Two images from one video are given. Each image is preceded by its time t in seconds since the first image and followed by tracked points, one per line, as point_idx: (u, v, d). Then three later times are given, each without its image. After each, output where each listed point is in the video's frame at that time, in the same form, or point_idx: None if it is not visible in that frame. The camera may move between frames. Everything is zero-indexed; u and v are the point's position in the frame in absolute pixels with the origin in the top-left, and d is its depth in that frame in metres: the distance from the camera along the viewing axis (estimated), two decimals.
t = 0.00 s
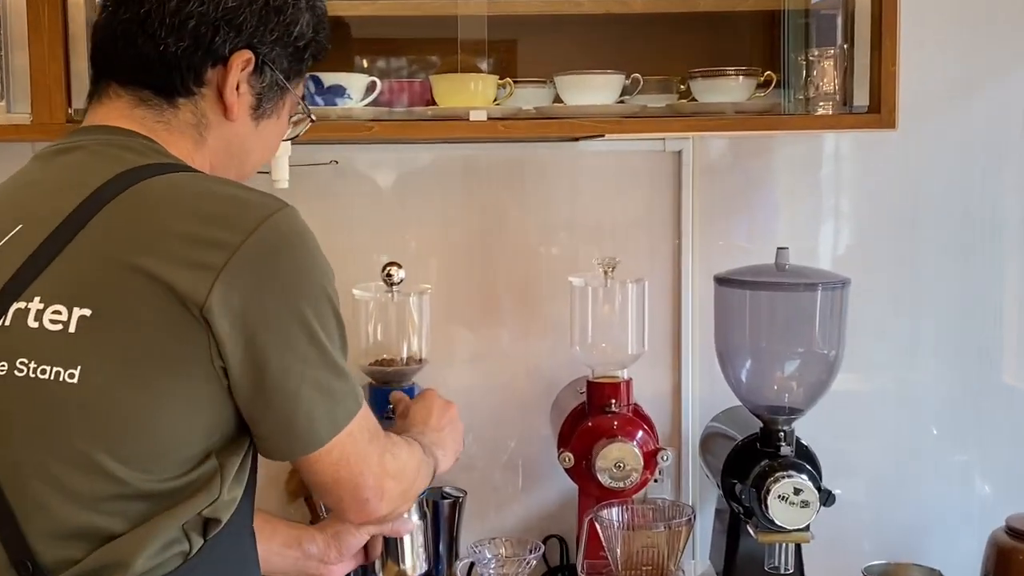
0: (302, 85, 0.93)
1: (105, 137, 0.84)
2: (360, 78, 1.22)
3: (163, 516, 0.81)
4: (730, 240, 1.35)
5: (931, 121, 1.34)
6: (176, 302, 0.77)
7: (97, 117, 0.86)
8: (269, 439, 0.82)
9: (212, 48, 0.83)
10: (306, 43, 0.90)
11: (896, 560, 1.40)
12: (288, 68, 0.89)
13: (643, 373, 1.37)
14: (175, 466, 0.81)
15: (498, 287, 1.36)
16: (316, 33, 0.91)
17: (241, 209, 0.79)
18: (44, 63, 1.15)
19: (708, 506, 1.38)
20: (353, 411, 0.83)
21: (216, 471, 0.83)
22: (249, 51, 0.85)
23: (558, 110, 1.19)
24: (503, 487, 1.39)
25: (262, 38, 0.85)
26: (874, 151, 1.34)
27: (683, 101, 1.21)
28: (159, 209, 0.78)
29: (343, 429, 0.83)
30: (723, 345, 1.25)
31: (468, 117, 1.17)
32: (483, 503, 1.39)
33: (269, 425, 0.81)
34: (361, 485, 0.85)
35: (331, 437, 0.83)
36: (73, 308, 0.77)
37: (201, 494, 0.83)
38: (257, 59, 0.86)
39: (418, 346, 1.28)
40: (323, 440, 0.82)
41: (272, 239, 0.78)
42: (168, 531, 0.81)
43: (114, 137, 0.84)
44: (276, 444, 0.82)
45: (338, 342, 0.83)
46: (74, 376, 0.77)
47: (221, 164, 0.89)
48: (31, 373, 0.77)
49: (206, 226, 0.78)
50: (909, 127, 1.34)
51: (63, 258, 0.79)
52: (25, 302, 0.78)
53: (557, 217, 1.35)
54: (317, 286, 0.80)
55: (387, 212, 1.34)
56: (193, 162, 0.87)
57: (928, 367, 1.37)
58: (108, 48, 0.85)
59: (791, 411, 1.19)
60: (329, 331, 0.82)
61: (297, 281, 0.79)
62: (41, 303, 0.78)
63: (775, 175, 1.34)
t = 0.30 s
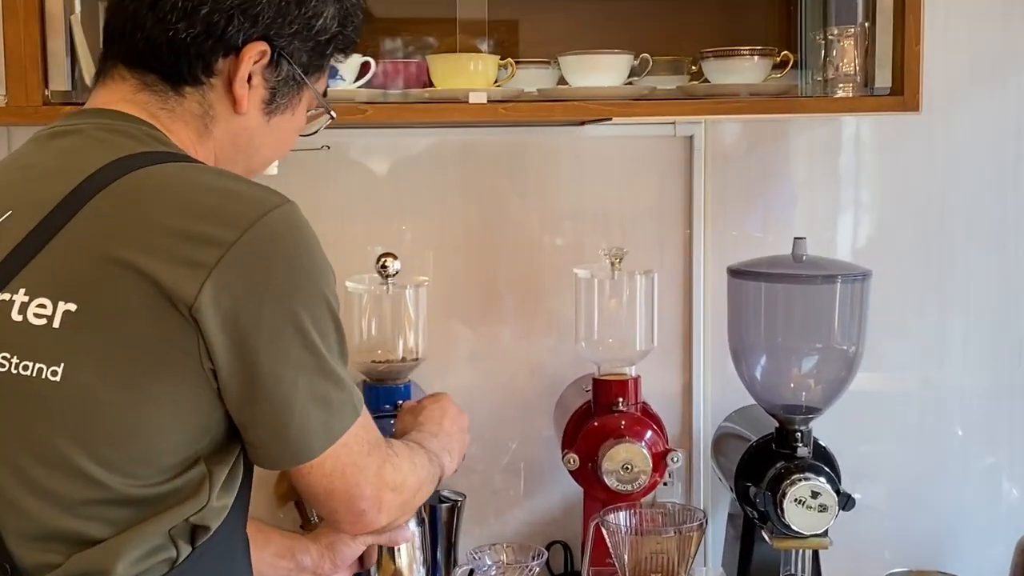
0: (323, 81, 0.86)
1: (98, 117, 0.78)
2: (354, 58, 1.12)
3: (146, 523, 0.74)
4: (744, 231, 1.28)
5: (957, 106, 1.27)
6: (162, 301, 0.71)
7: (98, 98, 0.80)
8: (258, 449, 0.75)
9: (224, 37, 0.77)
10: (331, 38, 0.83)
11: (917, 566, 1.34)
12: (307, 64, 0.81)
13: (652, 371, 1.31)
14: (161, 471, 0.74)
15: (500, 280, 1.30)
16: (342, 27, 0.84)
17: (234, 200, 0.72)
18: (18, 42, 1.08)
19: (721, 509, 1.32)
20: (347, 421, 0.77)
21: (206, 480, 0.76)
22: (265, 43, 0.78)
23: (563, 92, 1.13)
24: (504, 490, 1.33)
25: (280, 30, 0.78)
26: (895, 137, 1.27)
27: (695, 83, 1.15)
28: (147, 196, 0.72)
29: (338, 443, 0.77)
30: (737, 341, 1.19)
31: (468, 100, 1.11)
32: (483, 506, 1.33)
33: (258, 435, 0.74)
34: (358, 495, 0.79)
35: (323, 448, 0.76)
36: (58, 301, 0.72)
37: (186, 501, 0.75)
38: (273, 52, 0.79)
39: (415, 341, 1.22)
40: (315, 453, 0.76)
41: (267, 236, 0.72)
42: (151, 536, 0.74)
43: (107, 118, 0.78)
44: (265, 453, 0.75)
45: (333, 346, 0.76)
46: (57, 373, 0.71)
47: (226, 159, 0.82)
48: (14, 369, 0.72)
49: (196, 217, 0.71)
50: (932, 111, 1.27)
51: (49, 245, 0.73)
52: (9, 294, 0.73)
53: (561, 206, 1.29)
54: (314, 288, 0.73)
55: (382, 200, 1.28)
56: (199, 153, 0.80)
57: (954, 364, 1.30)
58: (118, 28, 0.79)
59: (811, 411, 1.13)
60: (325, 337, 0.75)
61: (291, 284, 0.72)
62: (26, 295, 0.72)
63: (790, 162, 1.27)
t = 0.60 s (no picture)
0: (339, 82, 0.84)
1: (104, 108, 0.76)
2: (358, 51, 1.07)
3: (153, 522, 0.73)
4: (750, 224, 1.27)
5: (967, 99, 1.25)
6: (167, 298, 0.69)
7: (106, 88, 0.78)
8: (260, 451, 0.74)
9: (239, 36, 0.75)
10: (347, 40, 0.81)
11: (926, 565, 1.32)
12: (322, 67, 0.80)
13: (658, 368, 1.29)
14: (167, 470, 0.73)
15: (504, 275, 1.28)
16: (360, 29, 0.82)
17: (240, 197, 0.70)
18: (15, 33, 1.06)
19: (728, 508, 1.31)
20: (348, 426, 0.75)
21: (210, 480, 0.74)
22: (281, 44, 0.76)
23: (568, 83, 1.11)
24: (507, 488, 1.31)
25: (297, 31, 0.77)
26: (905, 130, 1.26)
27: (702, 74, 1.13)
28: (154, 191, 0.70)
29: (341, 447, 0.75)
30: (745, 336, 1.17)
31: (473, 92, 1.09)
32: (486, 504, 1.31)
33: (260, 436, 0.73)
34: (347, 508, 0.77)
35: (326, 452, 0.74)
36: (63, 298, 0.70)
37: (194, 500, 0.74)
38: (288, 53, 0.77)
39: (417, 338, 1.21)
40: (317, 457, 0.74)
41: (272, 236, 0.70)
42: (160, 534, 0.72)
43: (112, 109, 0.76)
44: (268, 454, 0.73)
45: (336, 349, 0.74)
46: (61, 372, 0.70)
47: (233, 153, 0.81)
48: (18, 367, 0.71)
49: (200, 213, 0.69)
50: (942, 104, 1.25)
51: (54, 238, 0.71)
52: (13, 290, 0.71)
53: (567, 200, 1.27)
54: (319, 290, 0.72)
55: (385, 194, 1.26)
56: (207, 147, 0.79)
57: (964, 361, 1.29)
58: (132, 17, 0.77)
59: (819, 408, 1.11)
60: (328, 340, 0.73)
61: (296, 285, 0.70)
62: (30, 291, 0.71)
63: (798, 155, 1.26)
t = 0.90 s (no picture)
0: (346, 75, 0.83)
1: (106, 100, 0.75)
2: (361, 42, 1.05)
3: (159, 519, 0.71)
4: (759, 219, 1.25)
5: (979, 92, 1.24)
6: (170, 293, 0.68)
7: (108, 79, 0.77)
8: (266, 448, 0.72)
9: (245, 29, 0.73)
10: (355, 34, 0.80)
11: (937, 564, 1.30)
12: (330, 60, 0.78)
13: (666, 364, 1.28)
14: (172, 467, 0.72)
15: (511, 270, 1.26)
16: (368, 23, 0.81)
17: (245, 190, 0.69)
18: (16, 23, 1.05)
19: (736, 506, 1.29)
20: (354, 423, 0.74)
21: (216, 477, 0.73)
22: (288, 37, 0.75)
23: (576, 75, 1.10)
24: (513, 486, 1.30)
25: (304, 24, 0.75)
26: (916, 124, 1.24)
27: (711, 67, 1.12)
28: (158, 184, 0.69)
29: (348, 444, 0.74)
30: (754, 332, 1.16)
31: (479, 84, 1.08)
32: (492, 502, 1.30)
33: (265, 434, 0.71)
34: (350, 508, 0.76)
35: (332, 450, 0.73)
36: (65, 294, 0.69)
37: (200, 496, 0.73)
38: (295, 46, 0.76)
39: (423, 333, 1.20)
40: (324, 455, 0.72)
41: (276, 230, 0.68)
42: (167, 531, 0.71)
43: (114, 101, 0.74)
44: (274, 452, 0.72)
45: (341, 345, 0.73)
46: (63, 369, 0.68)
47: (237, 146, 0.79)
48: (19, 364, 0.69)
49: (205, 206, 0.68)
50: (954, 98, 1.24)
51: (56, 233, 0.70)
52: (13, 286, 0.70)
53: (574, 195, 1.25)
54: (323, 285, 0.70)
55: (389, 188, 1.25)
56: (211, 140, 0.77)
57: (975, 358, 1.27)
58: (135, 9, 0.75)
59: (830, 405, 1.10)
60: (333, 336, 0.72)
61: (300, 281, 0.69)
62: (31, 288, 0.69)
63: (807, 149, 1.24)
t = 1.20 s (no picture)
0: (350, 66, 0.82)
1: (111, 94, 0.74)
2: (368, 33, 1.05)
3: (168, 513, 0.71)
4: (768, 214, 1.25)
5: (989, 87, 1.23)
6: (176, 286, 0.67)
7: (113, 72, 0.77)
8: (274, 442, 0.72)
9: (249, 19, 0.73)
10: (358, 24, 0.80)
11: (947, 561, 1.30)
12: (333, 50, 0.78)
13: (674, 359, 1.27)
14: (180, 461, 0.71)
15: (518, 265, 1.26)
16: (371, 13, 0.81)
17: (251, 183, 0.69)
18: (24, 18, 1.05)
19: (744, 501, 1.29)
20: (362, 416, 0.73)
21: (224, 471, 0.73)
22: (292, 27, 0.75)
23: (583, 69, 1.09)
24: (520, 481, 1.29)
25: (307, 14, 0.75)
26: (925, 118, 1.23)
27: (720, 60, 1.11)
28: (163, 178, 0.69)
29: (357, 437, 0.73)
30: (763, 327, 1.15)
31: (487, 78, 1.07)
32: (500, 497, 1.30)
33: (274, 428, 0.71)
34: (360, 501, 0.75)
35: (341, 443, 0.72)
36: (71, 288, 0.68)
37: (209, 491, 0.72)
38: (298, 36, 0.75)
39: (430, 328, 1.19)
40: (333, 448, 0.72)
41: (282, 223, 0.68)
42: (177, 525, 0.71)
43: (120, 95, 0.74)
44: (283, 445, 0.72)
45: (349, 338, 0.72)
46: (70, 364, 0.68)
47: (244, 138, 0.79)
48: (26, 360, 0.69)
49: (211, 200, 0.68)
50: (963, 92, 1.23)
51: (62, 227, 0.69)
52: (20, 281, 0.69)
53: (581, 190, 1.25)
54: (330, 277, 0.70)
55: (397, 183, 1.25)
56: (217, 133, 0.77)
57: (985, 354, 1.26)
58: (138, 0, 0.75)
59: (840, 400, 1.09)
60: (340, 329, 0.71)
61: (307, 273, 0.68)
62: (37, 282, 0.69)
63: (816, 144, 1.24)
